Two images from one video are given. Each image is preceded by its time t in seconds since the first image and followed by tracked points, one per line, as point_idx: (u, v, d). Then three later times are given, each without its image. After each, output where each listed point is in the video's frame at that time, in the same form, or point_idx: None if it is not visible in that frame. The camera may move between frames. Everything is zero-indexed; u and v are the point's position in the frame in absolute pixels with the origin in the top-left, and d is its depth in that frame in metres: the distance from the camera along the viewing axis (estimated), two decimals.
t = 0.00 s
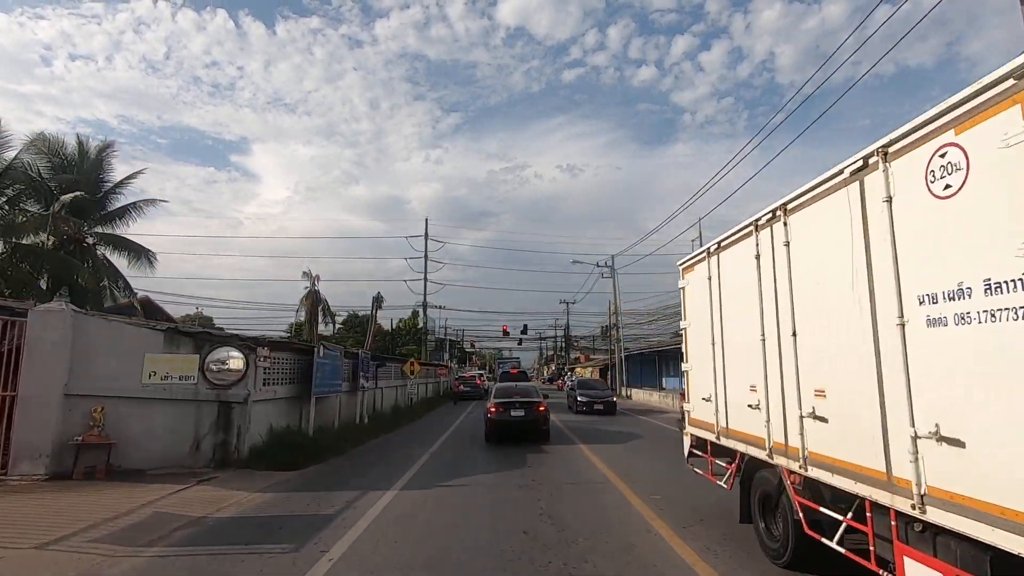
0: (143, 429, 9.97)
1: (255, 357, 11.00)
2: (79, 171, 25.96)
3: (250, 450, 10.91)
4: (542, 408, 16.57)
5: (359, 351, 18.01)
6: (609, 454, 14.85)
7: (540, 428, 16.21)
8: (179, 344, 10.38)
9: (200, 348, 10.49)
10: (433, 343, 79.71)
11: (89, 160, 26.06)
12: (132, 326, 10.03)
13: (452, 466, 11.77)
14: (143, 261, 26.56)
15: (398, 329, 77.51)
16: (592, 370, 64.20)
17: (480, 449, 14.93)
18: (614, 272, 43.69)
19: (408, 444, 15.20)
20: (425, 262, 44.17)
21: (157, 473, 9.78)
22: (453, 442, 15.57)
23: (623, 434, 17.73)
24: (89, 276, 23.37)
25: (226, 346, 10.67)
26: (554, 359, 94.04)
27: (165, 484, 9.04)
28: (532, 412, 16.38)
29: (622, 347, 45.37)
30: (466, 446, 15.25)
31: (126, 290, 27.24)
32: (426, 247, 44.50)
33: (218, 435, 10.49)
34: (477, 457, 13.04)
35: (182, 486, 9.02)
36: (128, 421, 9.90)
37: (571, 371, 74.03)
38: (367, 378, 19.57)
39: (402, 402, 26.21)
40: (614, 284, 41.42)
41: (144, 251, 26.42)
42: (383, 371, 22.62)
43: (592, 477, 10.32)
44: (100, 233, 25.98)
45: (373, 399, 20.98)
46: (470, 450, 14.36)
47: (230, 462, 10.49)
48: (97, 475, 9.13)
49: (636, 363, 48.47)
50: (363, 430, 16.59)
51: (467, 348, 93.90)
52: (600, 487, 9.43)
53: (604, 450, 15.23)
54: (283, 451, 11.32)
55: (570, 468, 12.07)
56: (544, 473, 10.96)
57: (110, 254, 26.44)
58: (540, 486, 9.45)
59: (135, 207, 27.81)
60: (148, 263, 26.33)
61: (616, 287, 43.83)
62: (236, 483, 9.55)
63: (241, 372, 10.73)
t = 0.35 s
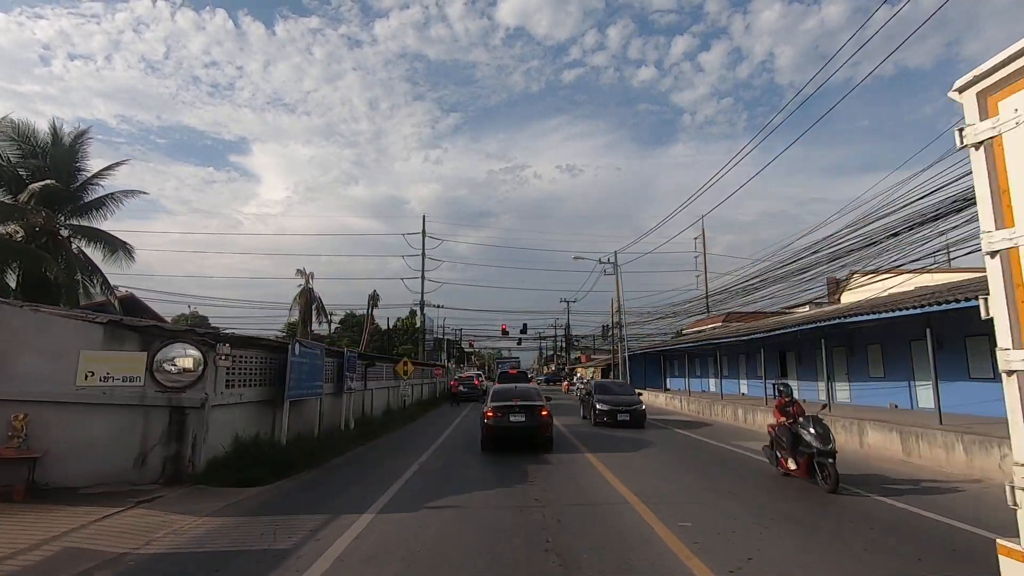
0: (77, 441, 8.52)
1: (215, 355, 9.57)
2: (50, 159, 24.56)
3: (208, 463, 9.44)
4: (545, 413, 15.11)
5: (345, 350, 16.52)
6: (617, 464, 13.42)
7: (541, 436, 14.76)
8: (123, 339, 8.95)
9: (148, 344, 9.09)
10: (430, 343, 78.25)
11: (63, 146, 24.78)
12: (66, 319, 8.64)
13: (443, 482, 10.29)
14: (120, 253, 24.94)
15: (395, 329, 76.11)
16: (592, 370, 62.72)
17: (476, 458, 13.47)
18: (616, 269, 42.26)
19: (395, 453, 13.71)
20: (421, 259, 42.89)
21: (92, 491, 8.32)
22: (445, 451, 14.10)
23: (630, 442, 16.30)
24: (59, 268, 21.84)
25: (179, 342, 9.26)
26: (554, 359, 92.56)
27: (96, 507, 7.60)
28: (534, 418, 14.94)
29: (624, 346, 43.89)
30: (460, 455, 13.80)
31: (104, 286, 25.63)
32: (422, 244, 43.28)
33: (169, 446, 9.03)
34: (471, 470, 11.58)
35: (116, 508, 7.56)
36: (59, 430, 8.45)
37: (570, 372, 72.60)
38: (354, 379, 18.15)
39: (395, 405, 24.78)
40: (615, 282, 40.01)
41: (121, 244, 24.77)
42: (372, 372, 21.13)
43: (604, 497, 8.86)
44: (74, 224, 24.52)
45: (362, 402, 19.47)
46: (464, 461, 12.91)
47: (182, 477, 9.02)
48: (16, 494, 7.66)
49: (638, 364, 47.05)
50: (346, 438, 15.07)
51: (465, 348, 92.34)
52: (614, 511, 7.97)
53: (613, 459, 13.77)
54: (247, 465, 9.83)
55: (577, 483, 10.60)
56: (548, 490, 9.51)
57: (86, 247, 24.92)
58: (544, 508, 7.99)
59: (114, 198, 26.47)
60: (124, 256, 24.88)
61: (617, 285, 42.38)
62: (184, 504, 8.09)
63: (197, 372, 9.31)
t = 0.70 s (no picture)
0: None
1: (164, 352, 8.25)
2: (22, 146, 23.33)
3: (156, 480, 8.13)
4: (548, 418, 13.78)
5: (329, 348, 15.20)
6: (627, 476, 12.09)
7: (543, 443, 13.45)
8: (52, 334, 7.58)
9: (83, 340, 7.78)
10: (428, 342, 76.90)
11: (36, 132, 23.50)
12: None
13: (429, 502, 8.94)
14: (96, 247, 23.71)
15: (392, 328, 74.75)
16: (594, 370, 61.29)
17: (470, 469, 12.10)
18: (619, 265, 40.94)
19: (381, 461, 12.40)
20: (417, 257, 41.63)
21: (8, 515, 7.00)
22: (436, 459, 12.80)
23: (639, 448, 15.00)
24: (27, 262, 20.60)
25: (119, 337, 7.92)
26: (554, 359, 91.12)
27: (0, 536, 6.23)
28: (535, 423, 13.62)
29: (627, 346, 42.52)
30: (453, 463, 12.49)
31: (81, 281, 24.41)
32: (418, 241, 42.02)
33: (107, 458, 7.74)
34: (464, 487, 10.22)
35: (25, 539, 6.20)
36: None
37: (570, 372, 71.27)
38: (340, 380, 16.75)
39: (387, 407, 23.42)
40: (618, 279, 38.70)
41: (97, 237, 23.57)
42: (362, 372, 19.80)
43: (618, 519, 7.52)
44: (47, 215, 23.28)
45: (350, 404, 18.13)
46: (457, 472, 11.53)
47: (123, 497, 7.75)
48: None
49: (641, 363, 45.72)
50: (327, 444, 13.74)
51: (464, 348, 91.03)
52: (633, 537, 6.61)
53: (622, 470, 12.39)
54: (201, 482, 8.51)
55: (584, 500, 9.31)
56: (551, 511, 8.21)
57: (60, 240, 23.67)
58: (547, 536, 6.65)
59: (93, 188, 25.14)
60: (100, 249, 23.68)
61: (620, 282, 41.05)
62: (115, 531, 6.73)
63: (140, 374, 8.00)
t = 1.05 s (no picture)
0: None
1: (103, 348, 7.06)
2: None
3: (93, 499, 6.90)
4: (551, 423, 12.60)
5: (312, 346, 14.00)
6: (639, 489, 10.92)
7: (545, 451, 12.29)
8: None
9: (3, 334, 6.68)
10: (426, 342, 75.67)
11: (7, 119, 22.24)
12: None
13: (417, 527, 7.75)
14: (72, 241, 22.47)
15: (389, 327, 73.46)
16: (594, 369, 60.03)
17: (465, 481, 10.90)
18: (621, 261, 39.77)
19: (366, 471, 11.22)
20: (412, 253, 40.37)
21: None
22: (428, 469, 11.63)
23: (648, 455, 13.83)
24: None
25: (47, 331, 6.77)
26: (553, 359, 89.84)
27: None
28: (536, 429, 12.44)
29: (629, 344, 41.30)
30: (447, 472, 11.33)
31: (57, 276, 23.15)
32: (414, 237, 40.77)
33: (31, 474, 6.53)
34: (458, 503, 9.04)
35: None
36: None
37: (570, 372, 70.04)
38: (326, 381, 15.53)
39: (379, 409, 22.18)
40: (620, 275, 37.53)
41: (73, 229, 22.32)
42: (351, 371, 18.60)
43: (640, 550, 6.34)
44: (20, 207, 22.03)
45: (337, 406, 16.92)
46: (451, 485, 10.34)
47: (50, 520, 6.51)
48: None
49: (643, 362, 44.55)
50: (308, 451, 12.53)
51: (462, 347, 89.74)
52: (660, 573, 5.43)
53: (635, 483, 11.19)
54: (149, 501, 7.27)
55: (593, 521, 8.13)
56: (557, 536, 7.05)
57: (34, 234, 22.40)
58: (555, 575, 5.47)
59: (69, 179, 23.88)
60: (76, 242, 22.49)
61: (623, 279, 39.85)
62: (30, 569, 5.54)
63: (73, 373, 6.79)
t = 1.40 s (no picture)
0: None
1: (27, 344, 5.99)
2: None
3: (13, 523, 5.83)
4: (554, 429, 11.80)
5: (294, 344, 12.86)
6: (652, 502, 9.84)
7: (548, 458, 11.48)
8: None
9: None
10: (424, 341, 74.55)
11: None
12: None
13: (400, 549, 6.68)
14: (48, 234, 21.33)
15: (386, 326, 72.27)
16: (596, 369, 58.84)
17: (459, 493, 9.81)
18: (624, 257, 38.65)
19: (348, 481, 10.11)
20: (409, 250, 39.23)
21: None
22: (419, 479, 10.55)
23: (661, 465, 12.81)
24: None
25: None
26: (553, 359, 88.53)
27: None
28: (538, 436, 11.65)
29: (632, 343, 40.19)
30: (438, 484, 10.26)
31: (34, 272, 22.01)
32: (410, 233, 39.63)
33: None
34: (450, 519, 7.97)
35: None
36: None
37: (571, 372, 68.89)
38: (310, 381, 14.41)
39: (371, 411, 21.06)
40: (622, 272, 36.49)
41: (49, 222, 21.19)
42: (340, 371, 17.48)
43: None
44: None
45: (323, 409, 15.79)
46: (443, 499, 9.26)
47: None
48: None
49: (646, 362, 43.46)
50: (285, 458, 11.43)
51: (461, 346, 88.11)
52: None
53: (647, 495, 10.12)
54: (83, 524, 6.20)
55: (604, 541, 7.04)
56: (564, 566, 5.96)
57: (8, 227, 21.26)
58: None
59: (47, 169, 22.75)
60: (51, 235, 21.30)
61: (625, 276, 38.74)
62: None
63: None
